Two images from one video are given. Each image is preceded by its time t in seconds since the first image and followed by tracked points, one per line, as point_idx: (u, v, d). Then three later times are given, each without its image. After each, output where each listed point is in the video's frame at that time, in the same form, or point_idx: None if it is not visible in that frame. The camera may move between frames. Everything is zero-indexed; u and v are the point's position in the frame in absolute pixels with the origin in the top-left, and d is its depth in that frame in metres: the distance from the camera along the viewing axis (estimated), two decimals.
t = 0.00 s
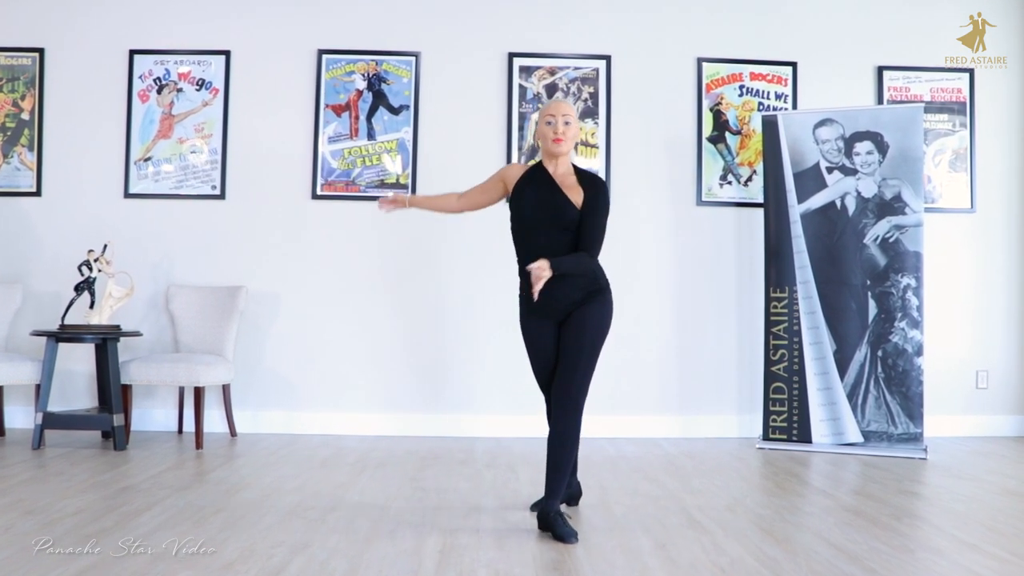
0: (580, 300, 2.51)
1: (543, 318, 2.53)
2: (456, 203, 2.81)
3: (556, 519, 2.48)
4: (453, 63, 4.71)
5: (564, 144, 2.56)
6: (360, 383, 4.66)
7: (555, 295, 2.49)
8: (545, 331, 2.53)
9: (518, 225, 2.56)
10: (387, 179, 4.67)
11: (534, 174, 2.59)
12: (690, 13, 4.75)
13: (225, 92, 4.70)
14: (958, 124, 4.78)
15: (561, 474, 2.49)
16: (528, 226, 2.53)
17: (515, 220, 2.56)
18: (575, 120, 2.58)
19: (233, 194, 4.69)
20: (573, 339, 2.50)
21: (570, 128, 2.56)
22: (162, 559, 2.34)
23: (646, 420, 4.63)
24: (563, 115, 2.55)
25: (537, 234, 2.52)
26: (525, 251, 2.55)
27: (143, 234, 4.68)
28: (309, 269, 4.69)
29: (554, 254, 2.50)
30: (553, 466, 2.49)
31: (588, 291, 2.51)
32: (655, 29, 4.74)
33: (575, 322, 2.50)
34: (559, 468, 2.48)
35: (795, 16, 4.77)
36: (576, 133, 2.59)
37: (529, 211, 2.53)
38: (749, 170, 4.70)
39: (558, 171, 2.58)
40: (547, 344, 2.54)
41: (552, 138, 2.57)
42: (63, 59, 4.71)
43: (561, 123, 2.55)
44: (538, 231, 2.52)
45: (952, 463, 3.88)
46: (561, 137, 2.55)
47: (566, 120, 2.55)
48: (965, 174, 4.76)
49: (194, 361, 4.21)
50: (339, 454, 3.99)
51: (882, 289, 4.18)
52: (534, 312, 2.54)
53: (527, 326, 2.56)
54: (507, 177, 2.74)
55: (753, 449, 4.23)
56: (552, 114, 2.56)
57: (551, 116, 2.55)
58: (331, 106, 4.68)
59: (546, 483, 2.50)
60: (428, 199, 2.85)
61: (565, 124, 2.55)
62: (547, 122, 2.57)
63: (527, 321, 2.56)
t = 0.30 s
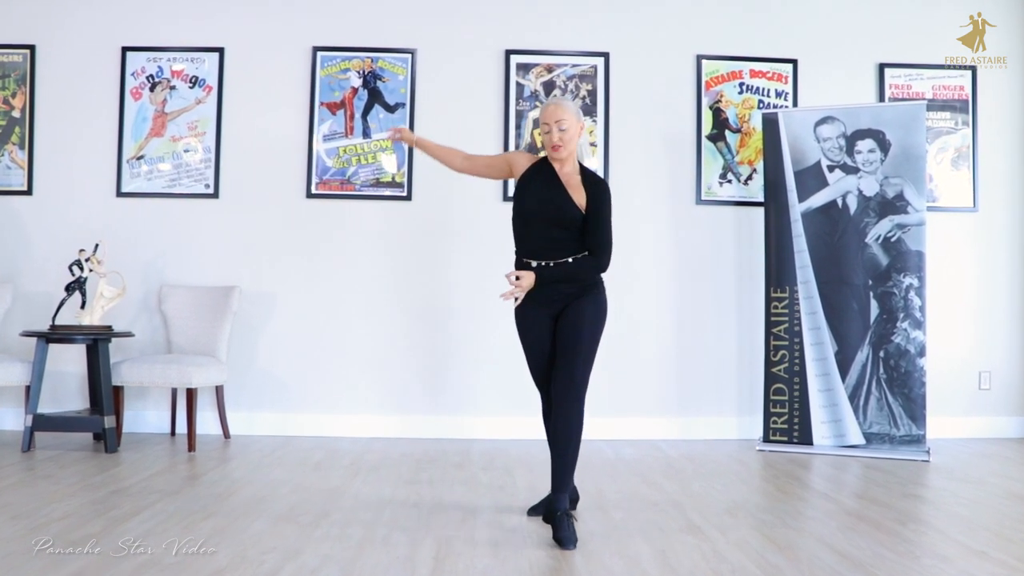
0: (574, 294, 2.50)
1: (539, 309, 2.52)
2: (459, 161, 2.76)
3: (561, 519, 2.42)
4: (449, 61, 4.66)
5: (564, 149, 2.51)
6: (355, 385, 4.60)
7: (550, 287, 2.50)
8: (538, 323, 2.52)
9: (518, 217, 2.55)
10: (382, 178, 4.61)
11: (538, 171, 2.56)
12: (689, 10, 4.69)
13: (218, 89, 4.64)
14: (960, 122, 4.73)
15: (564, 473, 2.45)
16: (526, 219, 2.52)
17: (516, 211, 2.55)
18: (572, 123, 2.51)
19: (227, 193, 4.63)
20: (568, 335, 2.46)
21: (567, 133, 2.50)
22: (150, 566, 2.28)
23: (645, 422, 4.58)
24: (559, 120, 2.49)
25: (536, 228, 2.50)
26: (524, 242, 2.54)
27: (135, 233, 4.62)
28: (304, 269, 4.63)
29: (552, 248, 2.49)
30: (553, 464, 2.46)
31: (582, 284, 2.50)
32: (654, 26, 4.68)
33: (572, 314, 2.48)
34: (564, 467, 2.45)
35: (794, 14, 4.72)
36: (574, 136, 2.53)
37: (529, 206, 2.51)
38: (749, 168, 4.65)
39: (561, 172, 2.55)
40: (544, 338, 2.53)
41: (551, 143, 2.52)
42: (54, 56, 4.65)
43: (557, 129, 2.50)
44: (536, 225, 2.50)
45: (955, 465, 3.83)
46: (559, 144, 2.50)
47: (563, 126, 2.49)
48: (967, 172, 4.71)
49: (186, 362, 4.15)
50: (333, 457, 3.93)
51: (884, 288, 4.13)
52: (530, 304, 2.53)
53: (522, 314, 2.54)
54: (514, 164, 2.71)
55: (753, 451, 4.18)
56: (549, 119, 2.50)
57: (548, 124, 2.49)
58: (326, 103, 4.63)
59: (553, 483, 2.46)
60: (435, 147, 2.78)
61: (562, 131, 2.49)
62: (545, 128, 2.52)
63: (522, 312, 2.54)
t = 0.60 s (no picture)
0: (560, 298, 2.45)
1: (527, 309, 2.49)
2: (464, 148, 2.70)
3: (562, 522, 2.36)
4: (443, 58, 4.59)
5: (551, 157, 2.46)
6: (349, 386, 4.54)
7: (539, 286, 2.47)
8: (527, 322, 2.50)
9: (519, 220, 2.56)
10: (377, 177, 4.55)
11: (538, 175, 2.55)
12: (686, 7, 4.63)
13: (210, 87, 4.58)
14: (962, 120, 4.68)
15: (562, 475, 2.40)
16: (525, 221, 2.52)
17: (516, 213, 2.56)
18: (554, 130, 2.43)
19: (219, 191, 4.57)
20: (558, 338, 2.43)
21: (551, 141, 2.44)
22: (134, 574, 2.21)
23: (643, 423, 4.52)
24: (539, 131, 2.43)
25: (533, 229, 2.50)
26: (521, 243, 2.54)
27: (126, 233, 4.55)
28: (297, 269, 4.57)
29: (552, 249, 2.47)
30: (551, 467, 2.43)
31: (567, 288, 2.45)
32: (652, 23, 4.62)
33: (559, 315, 2.44)
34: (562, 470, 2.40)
35: (793, 12, 4.66)
36: (560, 141, 2.45)
37: (528, 210, 2.51)
38: (749, 166, 4.59)
39: (558, 175, 2.51)
40: (530, 335, 2.51)
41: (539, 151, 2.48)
42: (43, 53, 4.58)
43: (539, 139, 2.44)
44: (534, 226, 2.50)
45: (958, 468, 3.77)
46: (543, 154, 2.45)
47: (543, 136, 2.43)
48: (969, 171, 4.66)
49: (177, 363, 4.08)
50: (326, 460, 3.87)
51: (885, 288, 4.08)
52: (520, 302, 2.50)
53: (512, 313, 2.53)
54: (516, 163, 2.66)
55: (753, 454, 4.13)
56: (532, 129, 2.45)
57: (530, 134, 2.44)
58: (319, 101, 4.56)
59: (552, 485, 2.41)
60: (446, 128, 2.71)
61: (543, 142, 2.43)
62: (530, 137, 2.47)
63: (513, 311, 2.53)
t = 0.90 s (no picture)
0: (552, 300, 2.42)
1: (520, 310, 2.46)
2: (457, 154, 2.68)
3: (556, 525, 2.32)
4: (439, 55, 4.55)
5: (541, 155, 2.45)
6: (343, 386, 4.50)
7: (531, 287, 2.44)
8: (520, 322, 2.47)
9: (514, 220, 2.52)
10: (372, 174, 4.50)
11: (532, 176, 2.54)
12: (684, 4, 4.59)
13: (204, 84, 4.53)
14: (962, 117, 4.64)
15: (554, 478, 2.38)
16: (520, 221, 2.49)
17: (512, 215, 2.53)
18: (540, 131, 2.43)
19: (212, 189, 4.52)
20: (549, 339, 2.40)
21: (538, 141, 2.43)
22: None
23: (641, 424, 4.48)
24: (525, 132, 2.43)
25: (529, 229, 2.47)
26: (516, 243, 2.51)
27: (118, 231, 4.51)
28: (291, 268, 4.52)
29: (548, 249, 2.43)
30: (545, 468, 2.39)
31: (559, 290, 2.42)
32: (649, 20, 4.58)
33: (549, 317, 2.41)
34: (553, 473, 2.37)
35: (792, 10, 4.62)
36: (548, 141, 2.44)
37: (522, 209, 2.48)
38: (747, 164, 4.54)
39: (550, 174, 2.49)
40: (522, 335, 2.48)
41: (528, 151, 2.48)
42: (35, 50, 4.53)
43: (528, 139, 2.44)
44: (529, 227, 2.47)
45: (959, 469, 3.73)
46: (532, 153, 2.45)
47: (531, 136, 2.43)
48: (969, 171, 4.62)
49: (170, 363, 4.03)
50: (320, 461, 3.83)
51: (886, 287, 4.04)
52: (512, 302, 2.48)
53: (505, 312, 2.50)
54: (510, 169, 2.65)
55: (752, 455, 4.09)
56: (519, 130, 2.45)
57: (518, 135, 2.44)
58: (314, 98, 4.52)
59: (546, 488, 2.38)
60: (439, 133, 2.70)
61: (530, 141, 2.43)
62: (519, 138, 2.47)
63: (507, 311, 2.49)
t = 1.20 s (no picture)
0: (546, 301, 2.39)
1: (518, 309, 2.44)
2: (449, 161, 2.68)
3: (553, 527, 2.30)
4: (436, 54, 4.52)
5: (535, 155, 2.43)
6: (340, 386, 4.47)
7: (526, 287, 2.42)
8: (518, 321, 2.45)
9: (510, 220, 2.51)
10: (370, 173, 4.48)
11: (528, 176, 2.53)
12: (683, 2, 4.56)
13: (200, 82, 4.50)
14: (962, 116, 4.62)
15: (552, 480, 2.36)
16: (516, 220, 2.48)
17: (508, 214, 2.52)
18: (535, 131, 2.39)
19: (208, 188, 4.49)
20: (545, 339, 2.38)
21: (532, 142, 2.40)
22: None
23: (640, 424, 4.46)
24: (519, 132, 2.39)
25: (527, 229, 2.45)
26: (513, 243, 2.50)
27: (114, 230, 4.48)
28: (288, 267, 4.49)
29: (544, 249, 2.41)
30: (544, 469, 2.37)
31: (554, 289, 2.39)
32: (648, 19, 4.56)
33: (547, 318, 2.38)
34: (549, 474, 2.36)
35: (792, 9, 4.60)
36: (542, 141, 2.41)
37: (517, 209, 2.47)
38: (747, 163, 4.52)
39: (545, 173, 2.48)
40: (519, 335, 2.46)
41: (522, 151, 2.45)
42: (30, 47, 4.50)
43: (522, 139, 2.40)
44: (526, 227, 2.45)
45: (960, 469, 3.71)
46: (527, 153, 2.42)
47: (525, 136, 2.39)
48: (969, 170, 4.60)
49: (166, 363, 4.00)
50: (317, 462, 3.80)
51: (886, 286, 4.01)
52: (509, 302, 2.46)
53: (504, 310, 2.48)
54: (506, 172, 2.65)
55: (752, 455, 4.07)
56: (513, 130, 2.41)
57: (511, 136, 2.41)
58: (311, 96, 4.49)
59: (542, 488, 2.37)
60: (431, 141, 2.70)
61: (525, 141, 2.40)
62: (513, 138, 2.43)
63: (505, 309, 2.48)
